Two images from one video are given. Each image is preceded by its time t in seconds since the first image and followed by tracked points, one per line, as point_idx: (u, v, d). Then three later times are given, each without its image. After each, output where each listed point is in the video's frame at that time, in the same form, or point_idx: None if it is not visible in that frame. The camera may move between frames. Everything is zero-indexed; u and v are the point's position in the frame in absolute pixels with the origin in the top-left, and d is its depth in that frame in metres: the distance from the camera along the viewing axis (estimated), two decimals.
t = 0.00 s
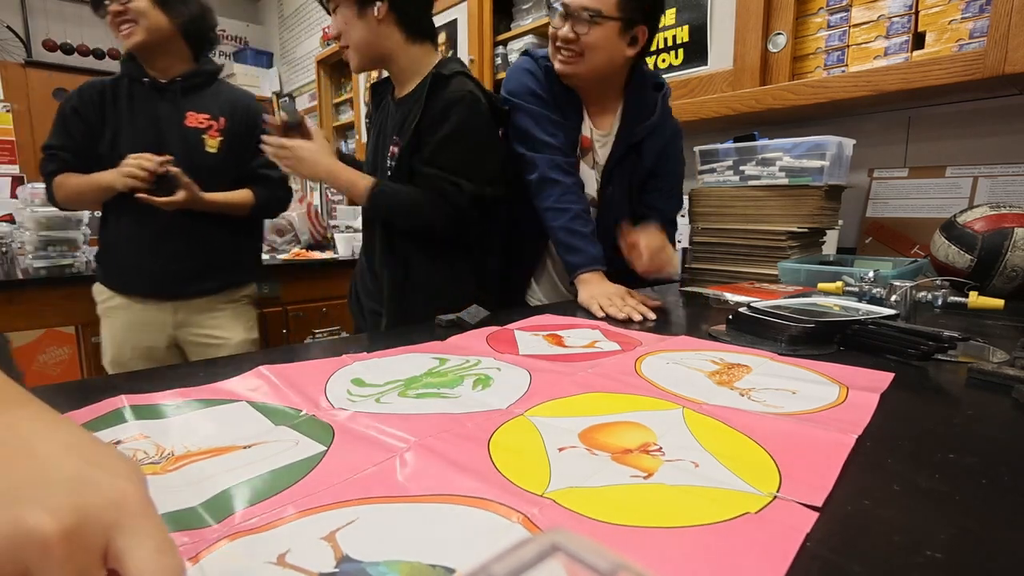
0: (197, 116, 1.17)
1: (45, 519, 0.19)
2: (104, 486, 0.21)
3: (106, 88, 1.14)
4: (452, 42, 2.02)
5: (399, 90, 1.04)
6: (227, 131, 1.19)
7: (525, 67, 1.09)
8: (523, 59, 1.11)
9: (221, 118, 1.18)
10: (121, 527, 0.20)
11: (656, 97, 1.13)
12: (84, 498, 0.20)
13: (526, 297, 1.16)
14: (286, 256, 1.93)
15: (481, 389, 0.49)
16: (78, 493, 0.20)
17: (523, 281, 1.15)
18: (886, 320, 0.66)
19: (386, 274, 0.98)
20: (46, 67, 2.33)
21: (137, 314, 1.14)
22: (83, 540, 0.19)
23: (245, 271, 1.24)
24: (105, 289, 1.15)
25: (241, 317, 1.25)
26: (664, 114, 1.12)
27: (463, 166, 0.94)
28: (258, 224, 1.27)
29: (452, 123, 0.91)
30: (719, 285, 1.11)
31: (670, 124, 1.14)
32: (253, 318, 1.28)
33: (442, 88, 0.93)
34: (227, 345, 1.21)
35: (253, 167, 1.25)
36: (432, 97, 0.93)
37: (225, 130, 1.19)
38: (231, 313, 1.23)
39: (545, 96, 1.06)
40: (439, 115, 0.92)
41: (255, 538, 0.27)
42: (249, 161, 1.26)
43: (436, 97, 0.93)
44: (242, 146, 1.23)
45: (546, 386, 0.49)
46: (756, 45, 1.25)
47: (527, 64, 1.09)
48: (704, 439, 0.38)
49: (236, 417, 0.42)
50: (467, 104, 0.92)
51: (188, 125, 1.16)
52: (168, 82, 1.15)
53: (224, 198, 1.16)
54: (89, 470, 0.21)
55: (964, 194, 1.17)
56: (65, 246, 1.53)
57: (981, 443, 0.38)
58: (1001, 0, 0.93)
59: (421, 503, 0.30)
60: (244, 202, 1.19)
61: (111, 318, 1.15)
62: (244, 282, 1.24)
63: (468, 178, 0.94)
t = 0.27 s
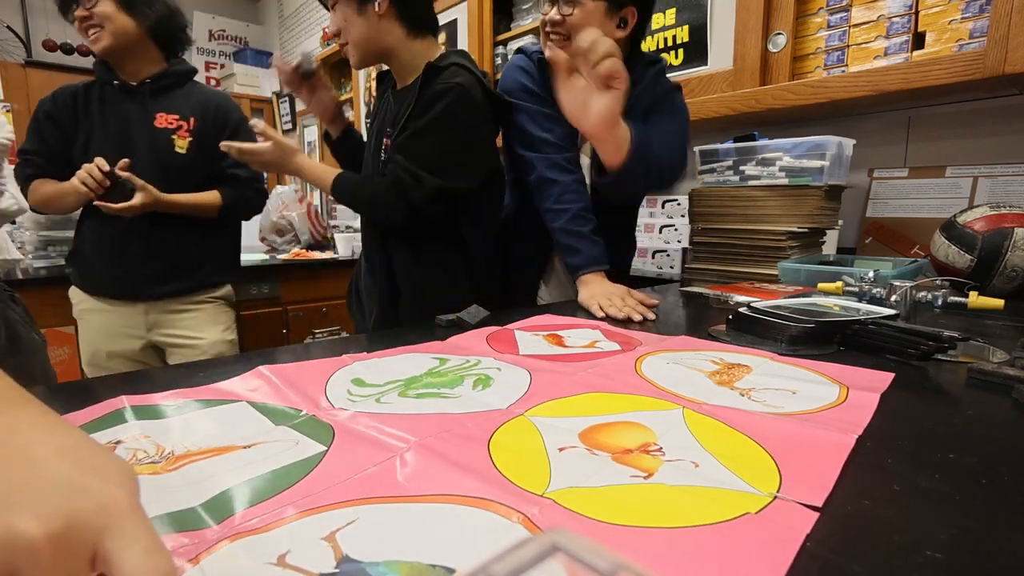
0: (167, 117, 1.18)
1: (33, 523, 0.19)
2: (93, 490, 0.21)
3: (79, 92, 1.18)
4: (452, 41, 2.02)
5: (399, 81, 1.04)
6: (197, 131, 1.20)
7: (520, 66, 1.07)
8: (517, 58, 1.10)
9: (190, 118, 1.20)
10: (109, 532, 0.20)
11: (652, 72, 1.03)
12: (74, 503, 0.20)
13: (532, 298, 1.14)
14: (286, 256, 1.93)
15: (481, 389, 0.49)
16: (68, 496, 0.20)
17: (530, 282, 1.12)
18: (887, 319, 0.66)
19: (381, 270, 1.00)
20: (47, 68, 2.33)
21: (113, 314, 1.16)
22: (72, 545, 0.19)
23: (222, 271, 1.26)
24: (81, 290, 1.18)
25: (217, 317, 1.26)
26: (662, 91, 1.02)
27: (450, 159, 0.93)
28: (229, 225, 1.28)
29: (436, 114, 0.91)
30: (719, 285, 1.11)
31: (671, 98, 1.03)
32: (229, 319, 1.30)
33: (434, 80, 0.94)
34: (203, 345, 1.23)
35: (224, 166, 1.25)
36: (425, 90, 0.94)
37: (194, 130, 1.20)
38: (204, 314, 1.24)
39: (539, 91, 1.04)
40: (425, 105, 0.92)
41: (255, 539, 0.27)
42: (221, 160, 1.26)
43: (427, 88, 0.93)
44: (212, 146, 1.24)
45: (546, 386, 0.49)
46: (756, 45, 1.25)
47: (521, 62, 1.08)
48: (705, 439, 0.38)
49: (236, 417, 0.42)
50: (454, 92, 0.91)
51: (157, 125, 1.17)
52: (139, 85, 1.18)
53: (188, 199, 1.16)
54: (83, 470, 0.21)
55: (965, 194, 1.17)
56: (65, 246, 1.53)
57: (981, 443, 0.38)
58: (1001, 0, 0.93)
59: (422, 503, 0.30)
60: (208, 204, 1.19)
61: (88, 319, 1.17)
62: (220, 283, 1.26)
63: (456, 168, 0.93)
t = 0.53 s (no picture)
0: (160, 112, 1.18)
1: (21, 528, 0.17)
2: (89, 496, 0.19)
3: (72, 91, 1.18)
4: (452, 41, 2.02)
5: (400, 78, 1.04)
6: (190, 125, 1.20)
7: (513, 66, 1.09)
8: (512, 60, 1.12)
9: (183, 112, 1.20)
10: (105, 539, 0.19)
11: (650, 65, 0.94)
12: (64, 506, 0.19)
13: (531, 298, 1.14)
14: (286, 256, 1.93)
15: (481, 389, 0.49)
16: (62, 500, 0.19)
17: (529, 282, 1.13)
18: (886, 320, 0.66)
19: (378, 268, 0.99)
20: (46, 68, 2.33)
21: (113, 312, 1.16)
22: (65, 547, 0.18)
23: (225, 266, 1.28)
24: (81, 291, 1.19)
25: (216, 314, 1.27)
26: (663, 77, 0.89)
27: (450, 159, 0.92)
28: (232, 219, 1.29)
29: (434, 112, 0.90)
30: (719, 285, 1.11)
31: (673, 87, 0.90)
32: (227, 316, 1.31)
33: (434, 75, 0.93)
34: (202, 343, 1.23)
35: (219, 160, 1.25)
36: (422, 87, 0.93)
37: (188, 124, 1.20)
38: (203, 311, 1.24)
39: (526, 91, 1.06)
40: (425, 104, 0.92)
41: (255, 539, 0.27)
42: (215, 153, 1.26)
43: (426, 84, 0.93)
44: (206, 140, 1.24)
45: (546, 386, 0.49)
46: (756, 44, 1.25)
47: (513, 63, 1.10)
48: (704, 439, 0.38)
49: (237, 417, 0.42)
50: (454, 89, 0.90)
51: (150, 121, 1.18)
52: (131, 81, 1.18)
53: (188, 194, 1.17)
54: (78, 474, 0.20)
55: (965, 194, 1.17)
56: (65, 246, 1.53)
57: (982, 443, 0.38)
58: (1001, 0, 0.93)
59: (423, 503, 0.30)
60: (205, 198, 1.19)
61: (87, 319, 1.18)
62: (218, 279, 1.27)
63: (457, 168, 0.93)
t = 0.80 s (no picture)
0: (180, 117, 1.22)
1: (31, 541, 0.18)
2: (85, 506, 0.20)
3: (89, 92, 1.18)
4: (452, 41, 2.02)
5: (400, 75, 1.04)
6: (209, 131, 1.25)
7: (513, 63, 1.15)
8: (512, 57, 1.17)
9: (202, 119, 1.24)
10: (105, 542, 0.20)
11: (650, 65, 0.93)
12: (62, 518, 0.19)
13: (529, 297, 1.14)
14: (286, 256, 1.93)
15: (481, 389, 0.49)
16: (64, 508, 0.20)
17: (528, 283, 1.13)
18: (886, 320, 0.66)
19: (381, 266, 0.99)
20: (46, 68, 2.33)
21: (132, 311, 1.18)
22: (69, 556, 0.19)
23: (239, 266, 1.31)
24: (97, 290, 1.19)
25: (231, 311, 1.30)
26: (662, 82, 0.88)
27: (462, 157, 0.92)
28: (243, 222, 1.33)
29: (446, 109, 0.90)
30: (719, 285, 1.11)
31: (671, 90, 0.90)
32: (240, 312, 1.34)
33: (441, 71, 0.93)
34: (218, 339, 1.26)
35: (233, 165, 1.30)
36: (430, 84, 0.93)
37: (207, 130, 1.25)
38: (219, 307, 1.27)
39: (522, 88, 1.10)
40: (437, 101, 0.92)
41: (255, 541, 0.27)
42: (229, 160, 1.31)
43: (434, 81, 0.93)
44: (221, 146, 1.29)
45: (546, 386, 0.49)
46: (756, 45, 1.25)
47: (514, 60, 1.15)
48: (705, 439, 0.38)
49: (237, 417, 0.42)
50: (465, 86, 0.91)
51: (172, 126, 1.21)
52: (152, 87, 1.21)
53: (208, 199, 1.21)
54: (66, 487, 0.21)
55: (964, 194, 1.17)
56: (65, 246, 1.53)
57: (982, 443, 0.38)
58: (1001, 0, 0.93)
59: (423, 503, 0.30)
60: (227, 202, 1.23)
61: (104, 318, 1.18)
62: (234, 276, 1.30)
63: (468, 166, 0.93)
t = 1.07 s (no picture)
0: (207, 134, 1.35)
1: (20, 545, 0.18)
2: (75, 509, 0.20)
3: (118, 104, 1.25)
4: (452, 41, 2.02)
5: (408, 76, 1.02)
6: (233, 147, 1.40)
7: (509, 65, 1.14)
8: (507, 60, 1.16)
9: (227, 137, 1.39)
10: (95, 545, 0.20)
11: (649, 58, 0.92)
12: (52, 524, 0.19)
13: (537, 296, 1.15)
14: (286, 256, 1.93)
15: (481, 389, 0.49)
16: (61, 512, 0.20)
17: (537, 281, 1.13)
18: (886, 320, 0.67)
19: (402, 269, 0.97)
20: (47, 68, 2.33)
21: (161, 307, 1.27)
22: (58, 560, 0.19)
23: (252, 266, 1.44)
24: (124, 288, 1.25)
25: (248, 307, 1.42)
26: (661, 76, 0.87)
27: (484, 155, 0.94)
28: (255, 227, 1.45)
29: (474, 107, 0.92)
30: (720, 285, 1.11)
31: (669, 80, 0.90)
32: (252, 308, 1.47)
33: (459, 71, 0.95)
34: (241, 334, 1.39)
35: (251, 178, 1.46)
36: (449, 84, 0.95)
37: (231, 147, 1.40)
38: (241, 304, 1.40)
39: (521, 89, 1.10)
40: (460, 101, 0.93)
41: (255, 541, 0.27)
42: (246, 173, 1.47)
43: (453, 81, 0.95)
44: (241, 161, 1.44)
45: (546, 386, 0.49)
46: (756, 45, 1.25)
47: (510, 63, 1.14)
48: (705, 439, 0.38)
49: (237, 417, 0.42)
50: (487, 84, 0.93)
51: (201, 140, 1.34)
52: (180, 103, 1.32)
53: (235, 211, 1.36)
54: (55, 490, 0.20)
55: (965, 194, 1.17)
56: (65, 246, 1.53)
57: (982, 443, 0.38)
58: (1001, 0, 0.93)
59: (422, 503, 0.30)
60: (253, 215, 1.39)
61: (131, 315, 1.24)
62: (249, 274, 1.43)
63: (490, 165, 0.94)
